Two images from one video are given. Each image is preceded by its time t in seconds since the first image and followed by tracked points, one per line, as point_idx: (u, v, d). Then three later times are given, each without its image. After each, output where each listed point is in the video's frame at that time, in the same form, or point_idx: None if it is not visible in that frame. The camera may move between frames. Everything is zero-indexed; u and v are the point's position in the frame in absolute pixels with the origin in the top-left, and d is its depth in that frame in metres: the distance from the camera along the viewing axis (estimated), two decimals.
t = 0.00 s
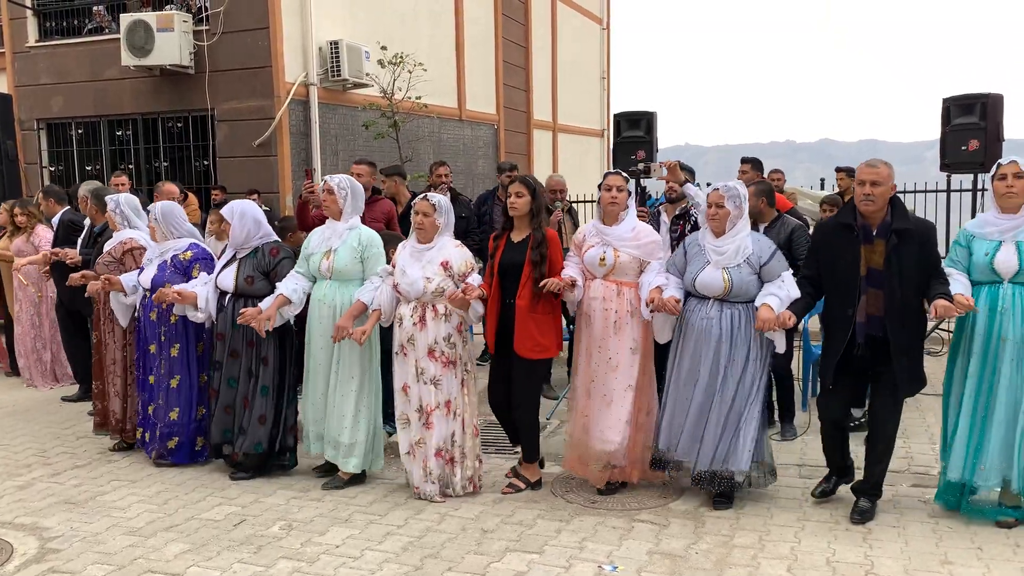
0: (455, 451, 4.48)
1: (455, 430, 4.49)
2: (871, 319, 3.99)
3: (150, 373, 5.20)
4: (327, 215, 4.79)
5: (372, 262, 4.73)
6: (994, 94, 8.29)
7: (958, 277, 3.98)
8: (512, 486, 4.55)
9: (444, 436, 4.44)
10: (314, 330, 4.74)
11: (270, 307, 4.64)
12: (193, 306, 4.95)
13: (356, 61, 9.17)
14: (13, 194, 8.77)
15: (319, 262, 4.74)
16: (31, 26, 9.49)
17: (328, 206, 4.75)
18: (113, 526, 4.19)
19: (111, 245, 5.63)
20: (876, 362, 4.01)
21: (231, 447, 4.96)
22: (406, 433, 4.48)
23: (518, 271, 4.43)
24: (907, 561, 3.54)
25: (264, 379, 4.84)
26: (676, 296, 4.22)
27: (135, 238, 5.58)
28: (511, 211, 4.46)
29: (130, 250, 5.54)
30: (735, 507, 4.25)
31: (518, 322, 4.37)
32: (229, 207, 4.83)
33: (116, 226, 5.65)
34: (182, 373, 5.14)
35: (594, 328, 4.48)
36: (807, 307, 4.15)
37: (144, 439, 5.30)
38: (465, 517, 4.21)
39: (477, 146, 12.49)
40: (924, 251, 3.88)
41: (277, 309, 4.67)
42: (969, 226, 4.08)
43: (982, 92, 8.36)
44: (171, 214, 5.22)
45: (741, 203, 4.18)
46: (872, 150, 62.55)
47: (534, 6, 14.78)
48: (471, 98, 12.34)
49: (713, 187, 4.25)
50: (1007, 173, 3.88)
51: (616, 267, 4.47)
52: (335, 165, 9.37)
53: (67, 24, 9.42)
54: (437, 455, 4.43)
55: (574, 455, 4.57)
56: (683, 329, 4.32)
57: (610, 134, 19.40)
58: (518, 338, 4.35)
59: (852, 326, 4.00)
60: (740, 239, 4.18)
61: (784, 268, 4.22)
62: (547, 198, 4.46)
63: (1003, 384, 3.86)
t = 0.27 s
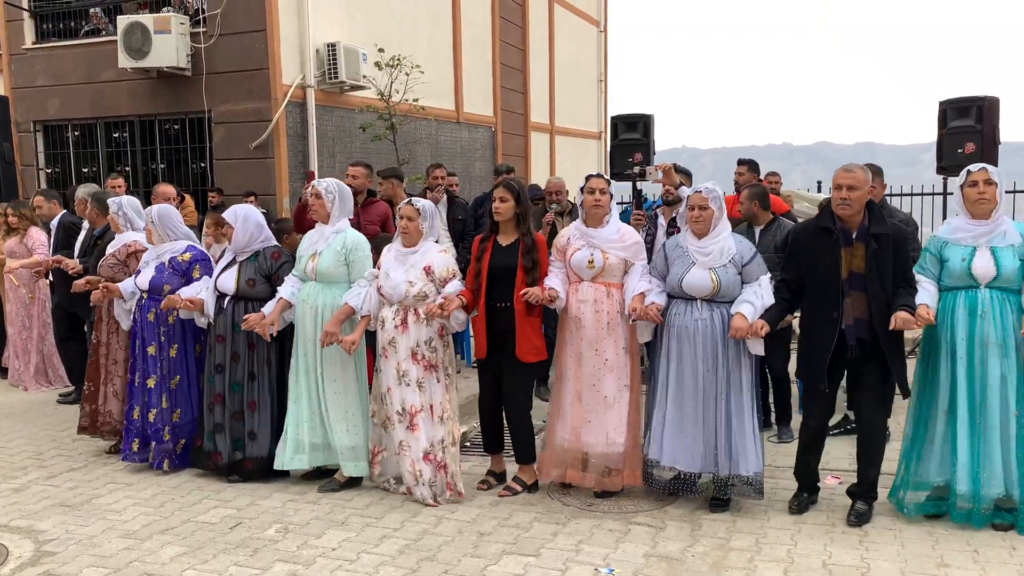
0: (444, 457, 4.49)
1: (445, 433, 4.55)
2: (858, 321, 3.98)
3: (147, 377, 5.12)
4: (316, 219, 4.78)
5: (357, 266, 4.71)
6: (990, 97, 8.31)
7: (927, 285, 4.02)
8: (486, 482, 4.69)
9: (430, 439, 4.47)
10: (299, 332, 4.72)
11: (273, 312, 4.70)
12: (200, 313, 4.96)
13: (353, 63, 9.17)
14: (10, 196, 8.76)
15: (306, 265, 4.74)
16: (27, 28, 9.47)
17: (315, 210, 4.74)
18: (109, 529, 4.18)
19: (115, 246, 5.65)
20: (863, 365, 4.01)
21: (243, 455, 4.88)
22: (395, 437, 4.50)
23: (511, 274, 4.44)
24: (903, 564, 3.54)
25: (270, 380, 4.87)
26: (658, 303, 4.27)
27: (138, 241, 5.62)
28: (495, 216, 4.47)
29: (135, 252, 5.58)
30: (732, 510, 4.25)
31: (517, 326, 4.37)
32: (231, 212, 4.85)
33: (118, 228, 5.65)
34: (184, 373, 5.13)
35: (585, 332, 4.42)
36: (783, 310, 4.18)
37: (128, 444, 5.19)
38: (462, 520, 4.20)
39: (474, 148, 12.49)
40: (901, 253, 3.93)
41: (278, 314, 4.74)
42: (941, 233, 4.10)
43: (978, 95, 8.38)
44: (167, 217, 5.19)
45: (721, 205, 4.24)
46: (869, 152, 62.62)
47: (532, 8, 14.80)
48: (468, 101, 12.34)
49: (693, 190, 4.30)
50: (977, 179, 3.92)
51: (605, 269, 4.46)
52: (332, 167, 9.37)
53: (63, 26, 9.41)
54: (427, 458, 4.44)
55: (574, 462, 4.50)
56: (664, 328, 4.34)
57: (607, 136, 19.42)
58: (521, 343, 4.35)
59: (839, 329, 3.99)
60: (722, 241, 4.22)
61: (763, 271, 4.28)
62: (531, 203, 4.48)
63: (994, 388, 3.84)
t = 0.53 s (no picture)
0: (429, 459, 4.52)
1: (428, 434, 4.56)
2: (825, 322, 4.01)
3: (146, 373, 5.11)
4: (309, 219, 4.78)
5: (351, 267, 4.73)
6: (986, 100, 8.34)
7: (900, 290, 4.04)
8: (483, 485, 4.70)
9: (409, 441, 4.48)
10: (293, 332, 4.70)
11: (269, 312, 4.72)
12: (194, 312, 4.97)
13: (350, 65, 9.17)
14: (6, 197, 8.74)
15: (297, 266, 4.73)
16: (24, 29, 9.45)
17: (308, 211, 4.75)
18: (105, 531, 4.17)
19: (119, 246, 5.65)
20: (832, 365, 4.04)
21: (241, 452, 4.90)
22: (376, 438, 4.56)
23: (495, 279, 4.44)
24: (899, 565, 3.55)
25: (268, 377, 4.92)
26: (644, 301, 4.29)
27: (141, 240, 5.58)
28: (478, 220, 4.48)
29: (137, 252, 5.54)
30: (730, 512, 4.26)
31: (506, 330, 4.41)
32: (232, 211, 4.84)
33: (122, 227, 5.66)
34: (180, 371, 5.12)
35: (572, 330, 4.42)
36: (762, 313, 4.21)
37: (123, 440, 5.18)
38: (458, 522, 4.20)
39: (471, 150, 12.50)
40: (874, 254, 3.96)
41: (276, 314, 4.75)
42: (916, 237, 4.10)
43: (975, 98, 8.41)
44: (167, 219, 5.17)
45: (705, 206, 4.28)
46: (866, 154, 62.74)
47: (529, 10, 14.82)
48: (465, 102, 12.35)
49: (674, 191, 4.32)
50: (954, 185, 3.94)
51: (591, 268, 4.47)
52: (330, 169, 9.37)
53: (60, 27, 9.40)
54: (407, 461, 4.44)
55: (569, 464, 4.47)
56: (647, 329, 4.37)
57: (605, 138, 19.44)
58: (510, 347, 4.41)
59: (807, 330, 4.02)
60: (704, 240, 4.27)
61: (745, 270, 4.30)
62: (514, 207, 4.48)
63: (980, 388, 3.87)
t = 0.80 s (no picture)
0: (416, 455, 4.56)
1: (417, 432, 4.58)
2: (813, 318, 4.00)
3: (139, 370, 5.13)
4: (306, 219, 4.81)
5: (346, 265, 4.71)
6: (984, 101, 8.36)
7: (894, 282, 4.08)
8: (487, 488, 4.59)
9: (399, 439, 4.50)
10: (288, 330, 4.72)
11: (256, 303, 4.72)
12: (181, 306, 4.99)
13: (349, 65, 9.17)
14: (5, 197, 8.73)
15: (295, 264, 4.77)
16: (23, 29, 9.44)
17: (306, 211, 4.77)
18: (103, 531, 4.17)
19: (124, 243, 5.69)
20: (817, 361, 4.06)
21: (230, 451, 4.89)
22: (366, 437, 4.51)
23: (489, 277, 4.46)
24: (898, 566, 3.55)
25: (263, 376, 4.91)
26: (635, 292, 4.32)
27: (142, 237, 5.59)
28: (472, 219, 4.48)
29: (139, 249, 5.55)
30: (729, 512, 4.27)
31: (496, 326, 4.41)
32: (239, 207, 4.89)
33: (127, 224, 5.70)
34: (174, 368, 5.11)
35: (562, 326, 4.43)
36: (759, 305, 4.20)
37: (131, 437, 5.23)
38: (457, 522, 4.20)
39: (470, 150, 12.50)
40: (864, 252, 3.99)
41: (264, 306, 4.73)
42: (903, 234, 4.17)
43: (973, 98, 8.42)
44: (169, 217, 5.20)
45: (699, 204, 4.30)
46: (864, 155, 62.80)
47: (528, 11, 14.83)
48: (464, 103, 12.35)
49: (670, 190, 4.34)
50: (943, 184, 3.98)
51: (583, 266, 4.48)
52: (328, 169, 9.38)
53: (59, 27, 9.39)
54: (393, 459, 4.47)
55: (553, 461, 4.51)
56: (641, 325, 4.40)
57: (604, 138, 19.45)
58: (500, 342, 4.39)
59: (790, 326, 4.03)
60: (698, 237, 4.28)
61: (741, 267, 4.30)
62: (508, 206, 4.49)
63: (964, 385, 3.90)
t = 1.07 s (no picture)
0: (417, 450, 4.61)
1: (418, 429, 4.61)
2: (814, 316, 4.01)
3: (148, 367, 5.24)
4: (306, 218, 4.82)
5: (347, 263, 4.73)
6: (985, 100, 8.35)
7: (893, 281, 4.11)
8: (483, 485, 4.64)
9: (402, 437, 4.52)
10: (288, 329, 4.75)
11: (264, 305, 4.71)
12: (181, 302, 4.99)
13: (350, 64, 9.18)
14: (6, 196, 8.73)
15: (296, 263, 4.78)
16: (24, 28, 9.44)
17: (307, 209, 4.78)
18: (104, 530, 4.17)
19: (127, 242, 5.70)
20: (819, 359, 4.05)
21: (233, 447, 4.92)
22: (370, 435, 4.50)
23: (491, 277, 4.45)
24: (899, 565, 3.55)
25: (264, 375, 4.90)
26: (633, 290, 4.33)
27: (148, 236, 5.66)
28: (473, 218, 4.46)
29: (144, 248, 5.62)
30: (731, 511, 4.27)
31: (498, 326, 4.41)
32: (240, 206, 4.90)
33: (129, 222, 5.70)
34: (181, 366, 5.15)
35: (563, 325, 4.43)
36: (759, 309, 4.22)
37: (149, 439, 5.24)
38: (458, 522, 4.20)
39: (470, 150, 12.51)
40: (866, 251, 3.99)
41: (271, 308, 4.73)
42: (903, 233, 4.18)
43: (973, 98, 8.42)
44: (169, 215, 5.24)
45: (700, 203, 4.32)
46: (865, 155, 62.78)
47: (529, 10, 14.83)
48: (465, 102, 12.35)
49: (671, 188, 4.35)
50: (943, 183, 3.97)
51: (585, 265, 4.47)
52: (329, 169, 9.38)
53: (60, 27, 9.39)
54: (395, 456, 4.50)
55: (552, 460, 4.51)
56: (642, 323, 4.40)
57: (604, 138, 19.45)
58: (502, 341, 4.39)
59: (795, 325, 4.03)
60: (701, 235, 4.30)
61: (742, 266, 4.31)
62: (510, 205, 4.48)
63: (951, 384, 3.93)
